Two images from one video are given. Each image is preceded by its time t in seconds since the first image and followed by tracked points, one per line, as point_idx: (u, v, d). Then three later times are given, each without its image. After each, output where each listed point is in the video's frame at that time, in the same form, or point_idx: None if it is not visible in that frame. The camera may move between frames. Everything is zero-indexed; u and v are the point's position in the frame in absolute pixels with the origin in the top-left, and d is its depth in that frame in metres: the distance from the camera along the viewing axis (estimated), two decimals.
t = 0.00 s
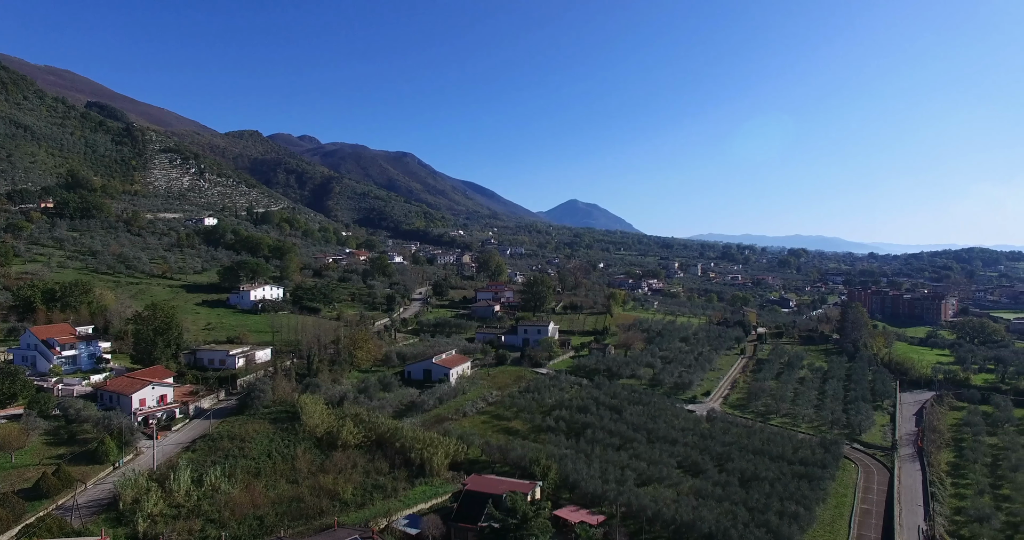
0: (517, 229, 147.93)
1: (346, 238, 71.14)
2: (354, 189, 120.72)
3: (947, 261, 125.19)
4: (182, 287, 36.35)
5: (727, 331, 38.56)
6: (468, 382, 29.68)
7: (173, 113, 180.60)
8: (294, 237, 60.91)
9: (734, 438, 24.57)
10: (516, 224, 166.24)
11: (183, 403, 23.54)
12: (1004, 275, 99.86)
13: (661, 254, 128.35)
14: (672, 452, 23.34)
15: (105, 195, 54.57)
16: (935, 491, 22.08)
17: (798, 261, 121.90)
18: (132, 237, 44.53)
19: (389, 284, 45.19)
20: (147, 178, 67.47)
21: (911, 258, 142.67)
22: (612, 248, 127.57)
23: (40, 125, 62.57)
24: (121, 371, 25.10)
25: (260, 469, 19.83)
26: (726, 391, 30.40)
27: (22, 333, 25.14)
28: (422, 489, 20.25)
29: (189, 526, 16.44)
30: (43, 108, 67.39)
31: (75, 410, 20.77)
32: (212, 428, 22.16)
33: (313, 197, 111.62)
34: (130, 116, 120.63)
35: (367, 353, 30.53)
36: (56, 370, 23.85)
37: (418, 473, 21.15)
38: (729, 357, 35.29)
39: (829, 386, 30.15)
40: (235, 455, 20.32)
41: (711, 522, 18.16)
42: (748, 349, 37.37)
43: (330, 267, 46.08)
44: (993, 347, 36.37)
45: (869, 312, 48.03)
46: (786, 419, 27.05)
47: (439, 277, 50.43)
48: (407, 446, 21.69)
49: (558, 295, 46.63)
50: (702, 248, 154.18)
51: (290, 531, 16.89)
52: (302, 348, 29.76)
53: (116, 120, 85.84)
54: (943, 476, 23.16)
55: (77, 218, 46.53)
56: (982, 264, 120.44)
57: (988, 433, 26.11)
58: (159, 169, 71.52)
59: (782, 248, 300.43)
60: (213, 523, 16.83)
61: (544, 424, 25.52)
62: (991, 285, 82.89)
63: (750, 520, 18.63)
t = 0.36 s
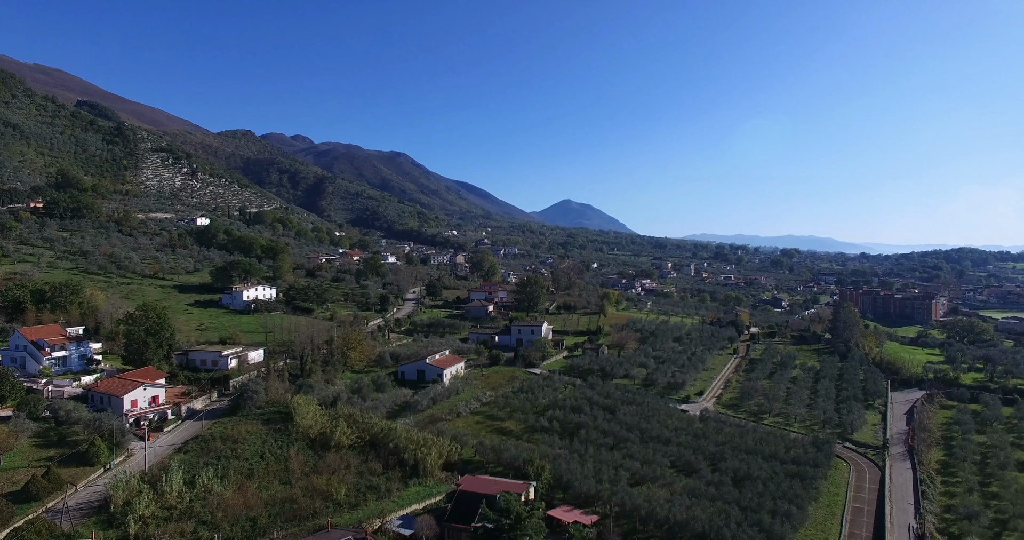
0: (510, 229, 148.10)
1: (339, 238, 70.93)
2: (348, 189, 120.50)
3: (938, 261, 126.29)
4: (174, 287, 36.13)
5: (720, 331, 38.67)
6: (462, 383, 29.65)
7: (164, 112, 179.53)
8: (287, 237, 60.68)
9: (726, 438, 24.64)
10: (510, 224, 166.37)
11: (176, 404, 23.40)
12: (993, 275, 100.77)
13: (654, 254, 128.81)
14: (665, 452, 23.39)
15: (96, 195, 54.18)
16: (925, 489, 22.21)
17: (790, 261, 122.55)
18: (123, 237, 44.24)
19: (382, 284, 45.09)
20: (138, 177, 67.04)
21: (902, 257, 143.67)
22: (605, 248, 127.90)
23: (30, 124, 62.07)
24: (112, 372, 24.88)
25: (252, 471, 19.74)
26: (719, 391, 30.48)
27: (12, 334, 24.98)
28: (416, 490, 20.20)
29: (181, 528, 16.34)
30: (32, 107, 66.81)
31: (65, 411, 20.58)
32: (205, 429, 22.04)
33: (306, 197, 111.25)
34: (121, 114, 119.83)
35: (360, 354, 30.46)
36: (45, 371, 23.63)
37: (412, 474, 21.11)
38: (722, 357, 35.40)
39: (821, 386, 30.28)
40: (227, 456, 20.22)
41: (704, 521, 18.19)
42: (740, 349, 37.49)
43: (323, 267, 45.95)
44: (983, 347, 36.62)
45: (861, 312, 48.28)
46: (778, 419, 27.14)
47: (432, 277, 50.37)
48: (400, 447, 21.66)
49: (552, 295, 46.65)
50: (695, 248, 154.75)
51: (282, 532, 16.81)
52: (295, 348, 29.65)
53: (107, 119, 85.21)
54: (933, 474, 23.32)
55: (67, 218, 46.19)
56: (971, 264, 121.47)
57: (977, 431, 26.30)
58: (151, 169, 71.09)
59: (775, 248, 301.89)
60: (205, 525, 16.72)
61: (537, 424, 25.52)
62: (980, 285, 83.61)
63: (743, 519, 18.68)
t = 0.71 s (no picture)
0: (506, 229, 148.26)
1: (333, 238, 70.77)
2: (342, 189, 120.28)
3: (930, 261, 127.34)
4: (167, 287, 35.97)
5: (715, 331, 38.78)
6: (457, 383, 29.62)
7: (158, 111, 178.62)
8: (281, 237, 60.55)
9: (721, 438, 24.69)
10: (505, 224, 166.50)
11: (170, 405, 23.29)
12: (985, 275, 101.54)
13: (648, 254, 129.21)
14: (660, 452, 23.42)
15: (88, 194, 53.88)
16: (918, 488, 22.32)
17: (784, 261, 123.13)
18: (116, 237, 44.01)
19: (377, 284, 45.01)
20: (131, 177, 66.69)
21: (895, 257, 144.54)
22: (600, 248, 128.20)
23: (21, 123, 61.67)
24: (104, 373, 24.75)
25: (247, 472, 19.66)
26: (714, 391, 30.55)
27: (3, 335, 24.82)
28: (411, 491, 20.16)
29: (174, 529, 16.25)
30: (24, 106, 66.38)
31: (57, 413, 20.44)
32: (198, 430, 21.95)
33: (301, 197, 110.98)
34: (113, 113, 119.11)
35: (355, 354, 30.41)
36: (37, 372, 23.47)
37: (406, 474, 21.07)
38: (717, 357, 35.49)
39: (815, 386, 30.38)
40: (222, 457, 20.13)
41: (699, 521, 18.22)
42: (735, 349, 37.56)
43: (318, 267, 45.85)
44: (974, 346, 36.85)
45: (854, 312, 48.53)
46: (772, 418, 27.22)
47: (427, 277, 50.34)
48: (395, 448, 21.61)
49: (547, 295, 46.69)
50: (690, 248, 155.26)
51: (277, 533, 16.75)
52: (289, 349, 29.56)
53: (99, 118, 84.76)
54: (926, 473, 23.44)
55: (59, 218, 45.90)
56: (963, 264, 122.30)
57: (969, 430, 26.46)
58: (144, 169, 70.73)
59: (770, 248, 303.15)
60: (199, 526, 16.64)
61: (532, 424, 25.52)
62: (971, 285, 84.20)
63: (737, 519, 18.73)
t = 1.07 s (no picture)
0: (503, 229, 148.47)
1: (331, 238, 70.73)
2: (339, 189, 120.21)
3: (926, 261, 127.88)
4: (164, 288, 35.88)
5: (712, 331, 38.83)
6: (454, 383, 29.61)
7: (155, 110, 178.17)
8: (278, 237, 60.51)
9: (718, 438, 24.72)
10: (502, 224, 166.67)
11: (166, 405, 23.24)
12: (979, 274, 102.11)
13: (645, 254, 129.52)
14: (657, 452, 23.43)
15: (84, 194, 53.73)
16: (914, 488, 22.38)
17: (781, 261, 123.55)
18: (112, 237, 43.89)
19: (374, 285, 44.98)
20: (127, 177, 66.53)
21: (891, 257, 145.12)
22: (597, 248, 128.49)
23: (16, 123, 61.48)
24: (101, 374, 24.67)
25: (244, 473, 19.61)
26: (711, 391, 30.58)
27: None
28: (408, 491, 20.15)
29: (171, 530, 16.21)
30: (19, 106, 66.17)
31: (53, 414, 20.36)
32: (195, 431, 21.88)
33: (298, 197, 110.88)
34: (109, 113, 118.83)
35: (352, 354, 30.37)
36: (32, 373, 23.38)
37: (404, 475, 21.06)
38: (714, 357, 35.54)
39: (812, 386, 30.43)
40: (218, 458, 20.08)
41: (696, 521, 18.24)
42: (732, 349, 37.59)
43: (315, 267, 45.80)
44: (970, 346, 36.98)
45: (850, 312, 48.67)
46: (769, 418, 27.25)
47: (425, 277, 50.34)
48: (392, 448, 21.59)
49: (544, 295, 46.72)
50: (687, 248, 155.62)
51: (274, 534, 16.71)
52: (286, 349, 29.52)
53: (95, 118, 84.53)
54: (922, 473, 23.50)
55: (55, 218, 45.76)
56: (959, 264, 122.85)
57: (964, 430, 26.54)
58: (140, 169, 70.55)
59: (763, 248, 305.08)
60: (196, 527, 16.59)
61: (529, 424, 25.52)
62: (967, 285, 84.59)
63: (734, 519, 18.74)
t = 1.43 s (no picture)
0: (499, 230, 148.66)
1: (327, 238, 70.64)
2: (335, 189, 120.10)
3: (920, 261, 128.54)
4: (159, 288, 35.77)
5: (708, 331, 38.91)
6: (451, 384, 29.59)
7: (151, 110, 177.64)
8: (274, 237, 60.44)
9: (714, 438, 24.77)
10: (498, 224, 166.80)
11: (161, 406, 23.17)
12: (974, 275, 102.68)
13: (640, 254, 130.08)
14: (653, 452, 23.45)
15: (79, 194, 53.54)
16: (908, 487, 22.45)
17: (777, 261, 124.02)
18: (107, 237, 43.74)
19: (371, 285, 44.92)
20: (122, 177, 66.33)
21: (886, 257, 145.84)
22: (593, 248, 128.80)
23: (11, 123, 61.25)
24: (95, 374, 24.57)
25: (239, 473, 19.57)
26: (707, 391, 30.63)
27: None
28: (404, 491, 20.12)
29: (166, 531, 16.16)
30: (14, 105, 65.90)
31: (47, 415, 20.27)
32: (190, 432, 21.82)
33: (293, 197, 110.72)
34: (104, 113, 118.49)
35: (349, 355, 30.35)
36: (26, 374, 23.27)
37: (400, 475, 21.04)
38: (710, 357, 35.61)
39: (808, 386, 30.50)
40: (214, 459, 20.04)
41: (692, 521, 18.26)
42: (728, 349, 37.66)
43: (311, 268, 45.74)
44: (964, 346, 37.13)
45: (846, 312, 48.83)
46: (765, 418, 27.30)
47: (421, 278, 50.33)
48: (389, 449, 21.56)
49: (540, 295, 46.80)
50: (683, 248, 156.01)
51: (269, 535, 16.68)
52: (282, 349, 29.47)
53: (90, 117, 84.25)
54: (916, 472, 23.59)
55: (50, 218, 45.58)
56: (953, 264, 123.52)
57: (959, 429, 26.64)
58: (135, 169, 70.33)
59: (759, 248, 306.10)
60: (191, 528, 16.56)
61: (526, 424, 25.54)
62: (961, 285, 85.05)
63: (731, 519, 18.77)
